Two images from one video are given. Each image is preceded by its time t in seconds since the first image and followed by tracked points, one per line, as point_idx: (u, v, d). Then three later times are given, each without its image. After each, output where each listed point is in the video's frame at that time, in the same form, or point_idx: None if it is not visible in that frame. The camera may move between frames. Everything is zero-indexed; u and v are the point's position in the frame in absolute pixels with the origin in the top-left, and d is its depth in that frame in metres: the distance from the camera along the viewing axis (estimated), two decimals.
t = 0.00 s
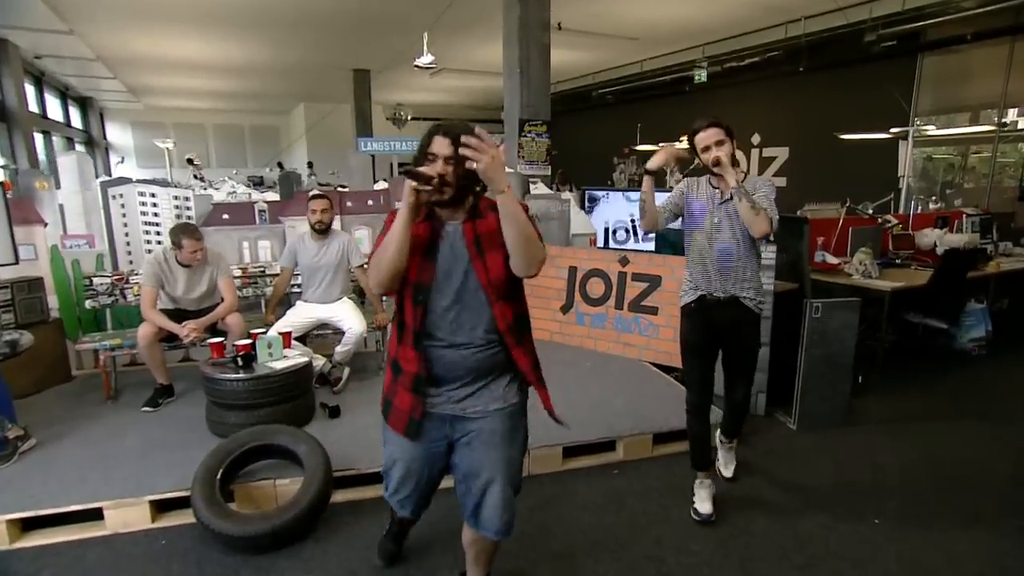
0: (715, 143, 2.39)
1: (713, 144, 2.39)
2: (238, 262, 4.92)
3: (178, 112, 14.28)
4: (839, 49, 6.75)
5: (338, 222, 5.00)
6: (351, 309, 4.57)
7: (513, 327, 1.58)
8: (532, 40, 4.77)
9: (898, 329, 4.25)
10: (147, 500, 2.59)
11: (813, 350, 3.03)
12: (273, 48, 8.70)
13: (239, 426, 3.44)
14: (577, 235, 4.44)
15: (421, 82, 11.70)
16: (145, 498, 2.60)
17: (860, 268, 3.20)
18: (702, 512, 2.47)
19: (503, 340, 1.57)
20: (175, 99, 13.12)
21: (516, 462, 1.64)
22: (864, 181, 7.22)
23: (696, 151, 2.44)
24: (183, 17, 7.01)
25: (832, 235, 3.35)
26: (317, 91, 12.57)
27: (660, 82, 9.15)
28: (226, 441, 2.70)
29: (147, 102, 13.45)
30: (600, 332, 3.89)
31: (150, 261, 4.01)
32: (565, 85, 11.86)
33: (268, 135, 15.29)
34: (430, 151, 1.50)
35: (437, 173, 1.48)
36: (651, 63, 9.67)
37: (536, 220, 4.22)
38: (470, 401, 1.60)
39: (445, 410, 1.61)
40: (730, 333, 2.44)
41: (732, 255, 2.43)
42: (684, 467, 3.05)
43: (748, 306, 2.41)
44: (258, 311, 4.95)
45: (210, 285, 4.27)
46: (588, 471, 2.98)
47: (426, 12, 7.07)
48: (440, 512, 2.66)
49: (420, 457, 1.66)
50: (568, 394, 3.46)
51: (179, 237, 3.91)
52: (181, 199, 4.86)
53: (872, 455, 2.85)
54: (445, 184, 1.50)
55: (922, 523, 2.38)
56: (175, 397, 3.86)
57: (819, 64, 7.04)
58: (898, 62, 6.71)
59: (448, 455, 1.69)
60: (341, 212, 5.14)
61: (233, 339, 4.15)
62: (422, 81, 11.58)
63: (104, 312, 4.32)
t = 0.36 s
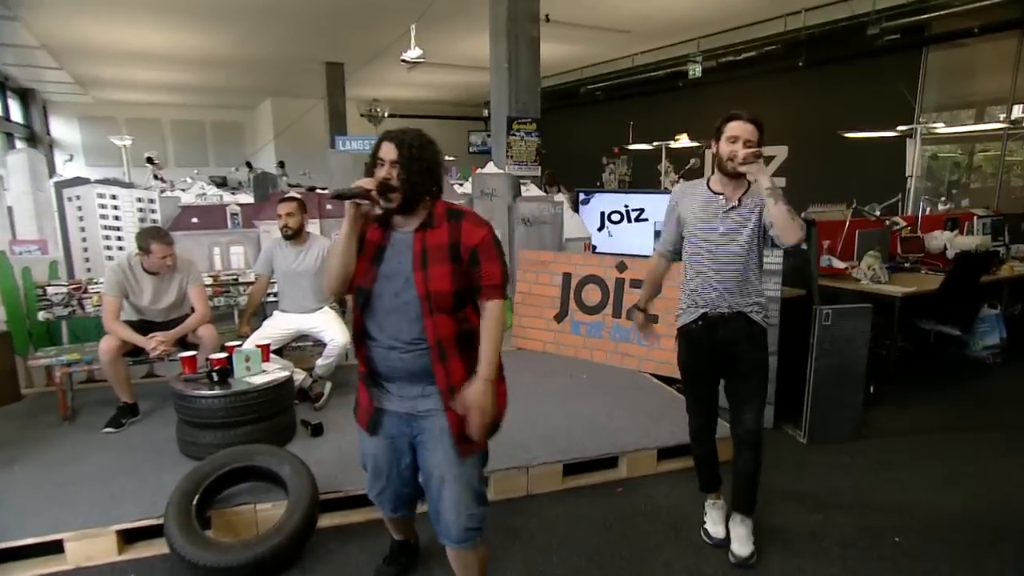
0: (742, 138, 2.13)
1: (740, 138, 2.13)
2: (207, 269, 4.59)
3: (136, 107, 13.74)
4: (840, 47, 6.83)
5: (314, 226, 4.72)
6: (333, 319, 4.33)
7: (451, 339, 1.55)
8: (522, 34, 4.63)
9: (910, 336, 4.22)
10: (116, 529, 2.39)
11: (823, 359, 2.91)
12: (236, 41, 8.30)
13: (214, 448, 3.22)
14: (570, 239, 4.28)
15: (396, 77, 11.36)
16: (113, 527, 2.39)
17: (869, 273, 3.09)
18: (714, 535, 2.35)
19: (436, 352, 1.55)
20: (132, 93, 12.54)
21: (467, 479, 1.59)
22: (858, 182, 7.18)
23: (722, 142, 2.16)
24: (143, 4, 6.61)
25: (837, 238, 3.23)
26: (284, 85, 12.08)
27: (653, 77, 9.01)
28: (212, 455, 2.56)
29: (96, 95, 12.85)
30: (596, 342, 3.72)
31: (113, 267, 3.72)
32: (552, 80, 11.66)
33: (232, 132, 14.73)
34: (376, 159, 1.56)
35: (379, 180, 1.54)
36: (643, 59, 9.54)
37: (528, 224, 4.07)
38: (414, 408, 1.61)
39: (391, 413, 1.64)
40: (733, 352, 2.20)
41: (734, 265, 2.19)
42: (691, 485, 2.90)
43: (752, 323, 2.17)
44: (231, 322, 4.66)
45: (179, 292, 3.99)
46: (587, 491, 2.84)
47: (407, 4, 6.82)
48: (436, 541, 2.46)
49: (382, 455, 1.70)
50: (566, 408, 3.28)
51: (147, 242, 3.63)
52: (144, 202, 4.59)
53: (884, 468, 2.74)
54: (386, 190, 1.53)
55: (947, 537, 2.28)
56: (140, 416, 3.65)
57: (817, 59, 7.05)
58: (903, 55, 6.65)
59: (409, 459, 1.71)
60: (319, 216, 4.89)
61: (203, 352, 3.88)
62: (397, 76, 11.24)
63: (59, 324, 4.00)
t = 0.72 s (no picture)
0: (758, 142, 1.96)
1: (754, 141, 1.96)
2: (168, 279, 4.27)
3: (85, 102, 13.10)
4: (842, 39, 6.73)
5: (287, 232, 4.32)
6: (309, 333, 4.00)
7: (443, 326, 1.61)
8: (505, 27, 4.43)
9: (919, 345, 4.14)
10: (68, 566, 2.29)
11: (830, 370, 2.77)
12: (189, 31, 7.83)
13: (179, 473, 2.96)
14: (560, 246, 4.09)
15: (365, 72, 10.94)
16: (65, 564, 2.29)
17: (873, 280, 2.98)
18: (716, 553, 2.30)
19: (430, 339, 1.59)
20: (82, 87, 11.87)
21: (460, 461, 1.63)
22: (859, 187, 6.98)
23: (734, 144, 2.00)
24: None
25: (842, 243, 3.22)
26: (244, 80, 11.52)
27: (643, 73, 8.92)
28: (183, 481, 2.37)
29: (35, 89, 12.11)
30: (587, 354, 3.53)
31: (64, 278, 3.39)
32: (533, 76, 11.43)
33: (186, 128, 14.05)
34: (365, 151, 1.56)
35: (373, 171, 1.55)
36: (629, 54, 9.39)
37: (514, 229, 3.85)
38: (403, 398, 1.60)
39: (378, 406, 1.60)
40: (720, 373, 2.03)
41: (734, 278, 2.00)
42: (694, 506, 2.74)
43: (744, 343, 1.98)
44: (196, 335, 4.35)
45: (139, 305, 3.65)
46: (583, 514, 2.65)
47: None
48: None
49: (367, 454, 1.63)
50: (559, 425, 3.09)
51: (101, 254, 3.31)
52: (97, 207, 4.25)
53: (896, 485, 2.61)
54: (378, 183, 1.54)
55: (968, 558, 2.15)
56: (94, 440, 3.40)
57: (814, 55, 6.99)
58: (902, 51, 6.47)
59: (392, 455, 1.67)
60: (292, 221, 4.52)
61: (164, 372, 3.58)
62: (366, 71, 10.83)
63: None
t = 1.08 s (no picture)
0: (734, 138, 1.80)
1: (731, 139, 1.80)
2: (126, 291, 3.95)
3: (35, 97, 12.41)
4: (840, 32, 6.64)
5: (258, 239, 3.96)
6: (283, 348, 3.74)
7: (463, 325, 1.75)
8: (490, 21, 4.20)
9: (933, 356, 4.08)
10: None
11: (840, 385, 2.63)
12: (144, 21, 7.35)
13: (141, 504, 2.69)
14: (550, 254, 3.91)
15: (335, 67, 10.52)
16: None
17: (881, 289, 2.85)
18: None
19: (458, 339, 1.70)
20: (32, 80, 11.19)
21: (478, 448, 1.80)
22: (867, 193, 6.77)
23: (713, 147, 1.84)
24: None
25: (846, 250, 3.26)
26: (204, 75, 10.97)
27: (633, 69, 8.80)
28: (150, 512, 2.20)
29: None
30: (580, 368, 3.32)
31: (12, 291, 3.07)
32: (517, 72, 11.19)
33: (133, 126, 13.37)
34: (414, 157, 1.53)
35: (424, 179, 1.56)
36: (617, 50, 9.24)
37: (502, 236, 3.64)
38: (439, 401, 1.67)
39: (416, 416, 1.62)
40: (717, 402, 1.85)
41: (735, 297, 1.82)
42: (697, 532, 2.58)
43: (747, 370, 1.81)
44: (159, 352, 4.03)
45: (96, 319, 3.35)
46: (581, 541, 2.46)
47: None
48: None
49: (399, 468, 1.61)
50: (553, 445, 2.89)
51: (55, 265, 3.01)
52: (46, 211, 3.94)
53: (909, 505, 2.48)
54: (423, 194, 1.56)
55: None
56: (44, 468, 3.11)
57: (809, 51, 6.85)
58: (904, 48, 6.37)
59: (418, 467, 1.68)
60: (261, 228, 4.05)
61: (124, 393, 3.26)
62: (336, 66, 10.42)
63: None
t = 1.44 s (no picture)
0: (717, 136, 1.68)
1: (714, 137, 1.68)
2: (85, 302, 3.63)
3: None
4: (853, 23, 6.52)
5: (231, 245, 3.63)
6: (260, 363, 3.42)
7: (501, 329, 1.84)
8: (479, 10, 3.95)
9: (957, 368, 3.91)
10: None
11: (861, 401, 2.46)
12: (104, 7, 6.90)
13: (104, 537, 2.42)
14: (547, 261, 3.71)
15: (307, 58, 10.06)
16: None
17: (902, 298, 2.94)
18: None
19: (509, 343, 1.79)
20: None
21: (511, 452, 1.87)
22: (885, 196, 6.58)
23: (698, 149, 1.72)
24: None
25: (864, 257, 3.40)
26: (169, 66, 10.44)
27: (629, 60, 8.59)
28: (118, 544, 1.97)
29: None
30: (580, 384, 3.18)
31: None
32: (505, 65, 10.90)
33: (88, 122, 12.64)
34: (479, 165, 1.63)
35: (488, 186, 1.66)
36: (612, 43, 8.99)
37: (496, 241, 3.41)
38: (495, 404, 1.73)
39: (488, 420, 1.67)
40: (692, 416, 1.74)
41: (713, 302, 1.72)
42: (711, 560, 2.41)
43: (716, 383, 1.68)
44: (122, 368, 3.71)
45: (54, 332, 3.03)
46: (588, 570, 2.25)
47: None
48: None
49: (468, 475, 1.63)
50: (554, 467, 2.69)
51: (11, 276, 2.73)
52: None
53: (936, 529, 2.33)
54: (491, 197, 1.66)
55: None
56: None
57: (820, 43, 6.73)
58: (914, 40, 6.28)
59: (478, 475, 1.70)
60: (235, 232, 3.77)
61: (85, 414, 2.95)
62: (308, 57, 9.98)
63: None
